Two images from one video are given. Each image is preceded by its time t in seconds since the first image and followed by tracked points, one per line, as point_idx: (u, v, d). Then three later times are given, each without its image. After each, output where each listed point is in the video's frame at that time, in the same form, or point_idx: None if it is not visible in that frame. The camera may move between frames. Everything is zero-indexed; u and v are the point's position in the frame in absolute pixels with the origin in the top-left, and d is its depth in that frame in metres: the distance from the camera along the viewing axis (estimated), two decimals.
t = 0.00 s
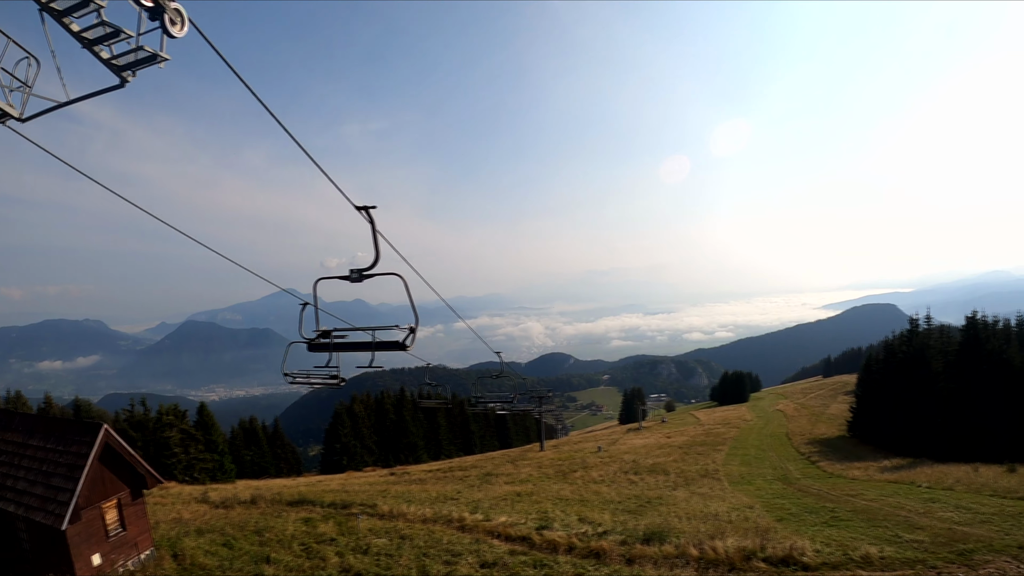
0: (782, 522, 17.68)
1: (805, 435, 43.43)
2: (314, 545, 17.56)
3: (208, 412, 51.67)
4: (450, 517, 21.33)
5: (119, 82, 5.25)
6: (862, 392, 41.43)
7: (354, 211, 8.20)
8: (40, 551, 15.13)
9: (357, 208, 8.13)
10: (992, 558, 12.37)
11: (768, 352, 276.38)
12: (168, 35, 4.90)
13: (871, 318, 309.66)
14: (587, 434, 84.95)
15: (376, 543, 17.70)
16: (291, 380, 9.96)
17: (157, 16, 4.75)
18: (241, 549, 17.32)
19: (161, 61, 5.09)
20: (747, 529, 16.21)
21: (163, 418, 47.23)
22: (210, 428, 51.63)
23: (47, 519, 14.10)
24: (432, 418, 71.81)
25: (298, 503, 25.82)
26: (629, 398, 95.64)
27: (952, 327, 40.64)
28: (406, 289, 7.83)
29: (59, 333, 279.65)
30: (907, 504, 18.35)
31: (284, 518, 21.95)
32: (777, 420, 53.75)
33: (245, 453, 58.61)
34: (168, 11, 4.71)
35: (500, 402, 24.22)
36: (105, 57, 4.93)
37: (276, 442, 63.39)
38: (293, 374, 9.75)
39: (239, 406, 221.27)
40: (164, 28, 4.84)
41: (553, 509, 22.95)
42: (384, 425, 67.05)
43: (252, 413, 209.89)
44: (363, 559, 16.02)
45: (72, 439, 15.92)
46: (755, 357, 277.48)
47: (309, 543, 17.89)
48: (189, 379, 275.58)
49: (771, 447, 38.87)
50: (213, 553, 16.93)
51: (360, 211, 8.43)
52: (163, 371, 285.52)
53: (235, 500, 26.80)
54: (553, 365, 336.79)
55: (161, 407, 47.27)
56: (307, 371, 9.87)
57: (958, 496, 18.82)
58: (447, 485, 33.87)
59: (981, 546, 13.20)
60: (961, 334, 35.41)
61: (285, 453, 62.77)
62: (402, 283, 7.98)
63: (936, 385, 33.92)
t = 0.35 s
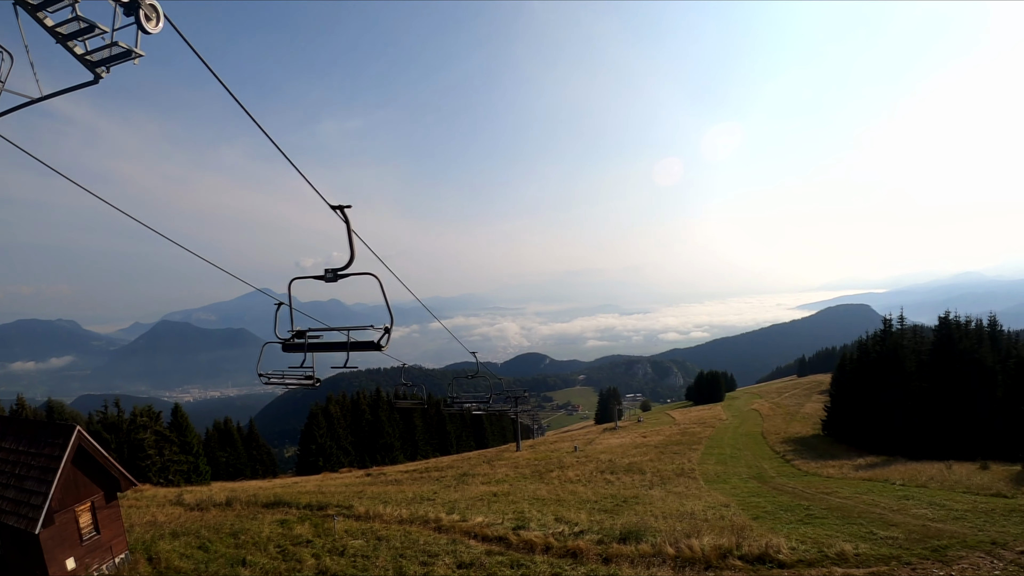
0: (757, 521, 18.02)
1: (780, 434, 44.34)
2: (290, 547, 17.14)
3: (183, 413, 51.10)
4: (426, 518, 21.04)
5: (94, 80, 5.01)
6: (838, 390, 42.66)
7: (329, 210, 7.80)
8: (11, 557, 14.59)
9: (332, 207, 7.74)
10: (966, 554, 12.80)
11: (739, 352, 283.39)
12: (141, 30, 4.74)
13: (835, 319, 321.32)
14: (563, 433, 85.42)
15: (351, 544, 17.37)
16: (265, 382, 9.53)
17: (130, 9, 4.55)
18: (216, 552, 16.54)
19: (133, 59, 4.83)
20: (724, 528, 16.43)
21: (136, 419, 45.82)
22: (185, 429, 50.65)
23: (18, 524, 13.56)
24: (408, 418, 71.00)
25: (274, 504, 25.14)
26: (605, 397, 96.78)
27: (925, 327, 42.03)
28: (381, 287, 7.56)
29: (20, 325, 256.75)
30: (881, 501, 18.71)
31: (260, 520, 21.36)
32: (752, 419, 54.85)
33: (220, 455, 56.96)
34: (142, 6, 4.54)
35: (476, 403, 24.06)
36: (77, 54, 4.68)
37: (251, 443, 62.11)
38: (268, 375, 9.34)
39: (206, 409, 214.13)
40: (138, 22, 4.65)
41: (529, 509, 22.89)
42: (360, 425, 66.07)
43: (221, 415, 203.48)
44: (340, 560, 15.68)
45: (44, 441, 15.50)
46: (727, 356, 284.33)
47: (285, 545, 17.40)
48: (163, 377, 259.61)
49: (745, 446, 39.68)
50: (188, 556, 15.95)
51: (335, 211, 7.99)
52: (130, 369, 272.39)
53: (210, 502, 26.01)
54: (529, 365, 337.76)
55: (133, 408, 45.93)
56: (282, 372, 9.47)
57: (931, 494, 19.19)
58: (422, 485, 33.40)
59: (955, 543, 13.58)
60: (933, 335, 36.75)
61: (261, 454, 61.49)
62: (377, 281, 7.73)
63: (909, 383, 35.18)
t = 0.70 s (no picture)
0: (734, 519, 18.31)
1: (757, 433, 45.23)
2: (267, 550, 16.66)
3: (159, 415, 50.35)
4: (405, 520, 20.71)
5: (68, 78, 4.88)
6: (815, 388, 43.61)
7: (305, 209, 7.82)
8: None
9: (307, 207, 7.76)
10: (942, 550, 13.03)
11: (713, 352, 289.32)
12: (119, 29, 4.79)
13: (805, 320, 331.26)
14: (542, 433, 85.60)
15: (329, 547, 16.99)
16: (242, 384, 9.29)
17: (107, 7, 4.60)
18: (193, 557, 16.10)
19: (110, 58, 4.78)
20: (700, 527, 16.66)
21: (112, 422, 45.95)
22: (161, 432, 50.22)
23: None
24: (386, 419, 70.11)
25: (251, 506, 24.48)
26: (583, 398, 97.48)
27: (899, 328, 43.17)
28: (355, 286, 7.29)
29: None
30: (858, 499, 18.99)
31: (238, 523, 20.80)
32: (729, 419, 55.95)
33: (197, 458, 56.29)
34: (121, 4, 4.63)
35: (455, 404, 23.84)
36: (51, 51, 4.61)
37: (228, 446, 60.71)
38: (245, 377, 9.14)
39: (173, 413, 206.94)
40: (116, 19, 4.70)
41: (508, 510, 22.78)
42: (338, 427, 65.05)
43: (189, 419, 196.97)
44: (318, 563, 15.31)
45: (15, 444, 15.04)
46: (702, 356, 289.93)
47: (264, 548, 16.96)
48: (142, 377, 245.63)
49: (721, 445, 40.43)
50: (165, 560, 15.67)
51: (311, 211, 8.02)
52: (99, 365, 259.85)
53: (186, 505, 25.24)
54: (507, 365, 337.74)
55: (110, 410, 46.30)
56: (258, 373, 9.21)
57: (909, 491, 19.40)
58: (400, 487, 32.93)
59: (931, 540, 13.82)
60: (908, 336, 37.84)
61: (238, 457, 60.42)
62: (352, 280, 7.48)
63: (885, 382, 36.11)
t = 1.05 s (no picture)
0: (713, 519, 18.52)
1: (735, 432, 46.05)
2: (246, 553, 16.25)
3: (137, 418, 50.52)
4: (385, 522, 20.33)
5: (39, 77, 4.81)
6: (794, 390, 44.21)
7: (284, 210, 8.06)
8: None
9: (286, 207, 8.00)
10: (921, 546, 13.09)
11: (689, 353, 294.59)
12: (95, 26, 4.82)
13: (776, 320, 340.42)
14: (522, 434, 85.67)
15: (308, 550, 16.67)
16: (219, 386, 9.02)
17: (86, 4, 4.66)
18: (172, 561, 15.61)
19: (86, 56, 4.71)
20: (681, 526, 16.80)
21: (89, 425, 45.32)
22: (138, 435, 50.00)
23: None
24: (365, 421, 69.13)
25: (230, 509, 23.78)
26: (562, 399, 97.99)
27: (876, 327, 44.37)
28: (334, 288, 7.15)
29: None
30: (837, 497, 19.33)
31: (216, 527, 20.26)
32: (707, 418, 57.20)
33: (175, 460, 56.38)
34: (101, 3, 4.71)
35: (433, 405, 23.62)
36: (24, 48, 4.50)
37: (206, 449, 61.07)
38: (223, 378, 8.87)
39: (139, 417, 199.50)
40: (93, 17, 4.74)
41: (488, 511, 22.61)
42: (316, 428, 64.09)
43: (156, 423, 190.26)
44: (297, 567, 15.00)
45: None
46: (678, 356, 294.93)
47: (242, 551, 16.56)
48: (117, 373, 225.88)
49: (699, 445, 41.04)
50: (142, 565, 15.10)
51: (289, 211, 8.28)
52: (64, 362, 247.19)
53: (164, 509, 24.45)
54: (486, 366, 337.40)
55: (87, 413, 45.71)
56: (237, 374, 8.93)
57: (886, 488, 19.80)
58: (380, 489, 32.44)
59: (910, 536, 13.89)
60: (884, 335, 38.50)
61: (216, 460, 60.80)
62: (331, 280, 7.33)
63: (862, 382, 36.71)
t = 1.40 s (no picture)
0: (691, 518, 18.77)
1: (712, 432, 46.62)
2: (223, 556, 16.09)
3: (113, 420, 49.72)
4: (364, 523, 19.91)
5: (18, 74, 4.79)
6: (772, 391, 45.11)
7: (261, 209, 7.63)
8: None
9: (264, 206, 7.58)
10: (898, 544, 13.25)
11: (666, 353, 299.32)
12: (72, 21, 4.79)
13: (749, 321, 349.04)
14: (502, 434, 85.61)
15: (287, 552, 16.47)
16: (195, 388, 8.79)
17: None
18: (150, 564, 15.28)
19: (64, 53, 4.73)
20: (660, 526, 16.91)
21: (64, 427, 44.97)
22: (115, 437, 48.99)
23: None
24: (343, 422, 68.09)
25: (208, 512, 22.98)
26: (541, 399, 98.26)
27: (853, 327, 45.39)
28: (312, 288, 6.83)
29: None
30: (815, 496, 19.78)
31: (195, 529, 19.65)
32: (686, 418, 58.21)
33: (151, 463, 55.26)
34: None
35: (412, 406, 23.32)
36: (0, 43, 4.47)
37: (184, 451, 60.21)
38: (199, 378, 8.64)
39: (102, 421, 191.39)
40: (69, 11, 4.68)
41: (467, 512, 22.40)
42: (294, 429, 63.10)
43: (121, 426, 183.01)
44: (273, 571, 14.78)
45: None
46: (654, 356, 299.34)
47: (220, 554, 16.38)
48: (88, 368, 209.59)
49: (676, 444, 41.70)
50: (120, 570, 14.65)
51: (266, 209, 7.90)
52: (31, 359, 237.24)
53: (142, 512, 23.61)
54: (463, 367, 335.97)
55: (62, 415, 45.64)
56: (213, 376, 8.65)
57: (864, 487, 20.34)
58: (358, 490, 31.89)
59: (887, 533, 14.07)
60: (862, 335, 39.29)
61: (194, 462, 59.72)
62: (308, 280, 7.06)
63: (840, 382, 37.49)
